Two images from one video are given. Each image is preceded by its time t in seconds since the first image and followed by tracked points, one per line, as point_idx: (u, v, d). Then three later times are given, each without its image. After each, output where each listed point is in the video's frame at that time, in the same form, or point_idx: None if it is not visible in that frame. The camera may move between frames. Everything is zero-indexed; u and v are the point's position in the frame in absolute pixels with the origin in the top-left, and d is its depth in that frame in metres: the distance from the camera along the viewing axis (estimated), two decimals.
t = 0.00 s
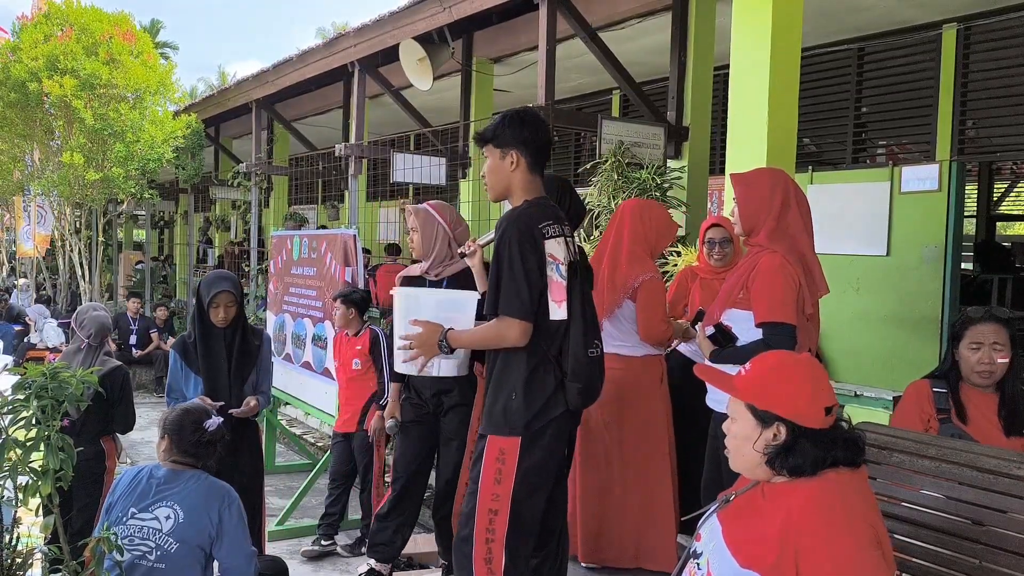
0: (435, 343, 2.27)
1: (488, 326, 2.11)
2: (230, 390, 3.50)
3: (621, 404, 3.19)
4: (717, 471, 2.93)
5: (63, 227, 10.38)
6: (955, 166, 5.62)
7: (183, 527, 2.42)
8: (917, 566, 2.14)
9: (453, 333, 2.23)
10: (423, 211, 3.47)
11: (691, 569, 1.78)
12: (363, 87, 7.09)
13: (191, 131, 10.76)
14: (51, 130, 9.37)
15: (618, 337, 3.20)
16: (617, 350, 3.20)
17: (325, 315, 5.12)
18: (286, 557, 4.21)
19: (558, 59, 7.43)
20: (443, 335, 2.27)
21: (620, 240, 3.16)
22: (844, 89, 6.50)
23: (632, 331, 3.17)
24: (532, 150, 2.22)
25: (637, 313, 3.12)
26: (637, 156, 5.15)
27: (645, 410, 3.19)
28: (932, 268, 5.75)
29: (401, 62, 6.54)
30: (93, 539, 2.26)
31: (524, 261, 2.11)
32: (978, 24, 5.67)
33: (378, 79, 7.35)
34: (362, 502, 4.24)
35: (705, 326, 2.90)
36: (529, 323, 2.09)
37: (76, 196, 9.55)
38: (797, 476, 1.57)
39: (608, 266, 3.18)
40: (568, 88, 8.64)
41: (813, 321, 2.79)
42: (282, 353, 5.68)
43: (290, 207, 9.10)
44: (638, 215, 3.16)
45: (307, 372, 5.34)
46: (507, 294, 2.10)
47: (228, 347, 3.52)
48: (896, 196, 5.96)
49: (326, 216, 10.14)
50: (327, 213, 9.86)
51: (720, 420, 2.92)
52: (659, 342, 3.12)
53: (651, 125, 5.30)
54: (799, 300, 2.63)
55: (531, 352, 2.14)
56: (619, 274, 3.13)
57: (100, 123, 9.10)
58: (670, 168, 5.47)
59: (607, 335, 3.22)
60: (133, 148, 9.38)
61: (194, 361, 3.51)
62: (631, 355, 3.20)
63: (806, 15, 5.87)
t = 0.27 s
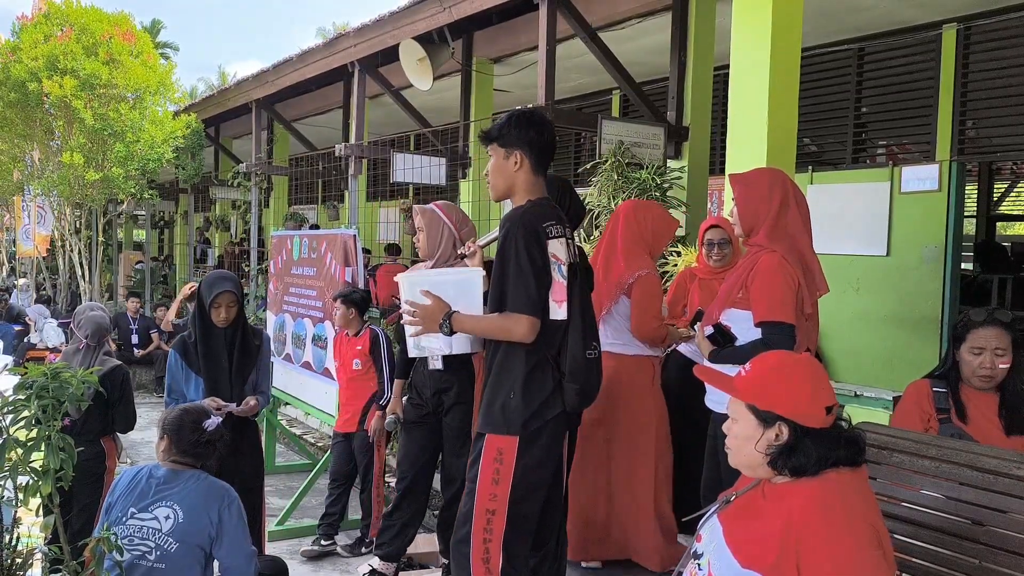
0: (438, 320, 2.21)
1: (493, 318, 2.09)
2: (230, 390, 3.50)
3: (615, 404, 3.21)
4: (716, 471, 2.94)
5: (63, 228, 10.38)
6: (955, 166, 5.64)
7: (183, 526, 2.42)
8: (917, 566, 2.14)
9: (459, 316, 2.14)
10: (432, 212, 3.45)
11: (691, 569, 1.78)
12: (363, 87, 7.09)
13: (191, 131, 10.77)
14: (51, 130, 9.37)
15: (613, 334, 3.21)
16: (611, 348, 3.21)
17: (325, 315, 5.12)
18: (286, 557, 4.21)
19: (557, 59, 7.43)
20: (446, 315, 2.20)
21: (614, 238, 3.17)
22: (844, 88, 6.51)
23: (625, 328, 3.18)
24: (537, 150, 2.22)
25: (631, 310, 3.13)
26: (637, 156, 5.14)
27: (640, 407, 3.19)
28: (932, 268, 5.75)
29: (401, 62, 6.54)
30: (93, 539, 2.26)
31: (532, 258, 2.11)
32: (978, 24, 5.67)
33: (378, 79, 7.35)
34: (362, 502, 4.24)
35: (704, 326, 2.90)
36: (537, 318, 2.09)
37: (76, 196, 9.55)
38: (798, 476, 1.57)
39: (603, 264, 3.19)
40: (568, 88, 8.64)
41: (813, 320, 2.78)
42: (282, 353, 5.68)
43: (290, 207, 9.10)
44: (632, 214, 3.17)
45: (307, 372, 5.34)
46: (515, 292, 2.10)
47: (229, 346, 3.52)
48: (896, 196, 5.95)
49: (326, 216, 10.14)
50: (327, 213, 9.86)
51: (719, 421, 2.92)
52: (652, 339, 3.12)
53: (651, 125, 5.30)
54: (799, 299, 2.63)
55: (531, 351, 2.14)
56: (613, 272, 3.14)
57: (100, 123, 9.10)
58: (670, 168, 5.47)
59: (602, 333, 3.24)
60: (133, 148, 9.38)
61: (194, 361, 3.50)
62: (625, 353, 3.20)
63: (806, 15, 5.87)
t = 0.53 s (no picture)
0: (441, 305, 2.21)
1: (496, 315, 2.10)
2: (233, 390, 3.51)
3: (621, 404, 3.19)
4: (715, 472, 2.94)
5: (63, 228, 10.38)
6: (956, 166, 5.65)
7: (183, 525, 2.42)
8: (917, 566, 2.14)
9: (461, 306, 2.15)
10: (443, 210, 3.44)
11: (692, 569, 1.78)
12: (363, 87, 7.10)
13: (191, 130, 10.77)
14: (51, 130, 9.37)
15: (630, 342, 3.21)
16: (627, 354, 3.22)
17: (325, 315, 5.12)
18: (286, 557, 4.21)
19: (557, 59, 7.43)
20: (449, 303, 2.19)
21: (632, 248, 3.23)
22: (844, 88, 6.51)
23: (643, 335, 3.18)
24: (541, 151, 2.22)
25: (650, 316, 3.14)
26: (637, 155, 5.14)
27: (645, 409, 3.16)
28: (932, 268, 5.75)
29: (401, 62, 6.54)
30: (94, 539, 2.26)
31: (535, 259, 2.11)
32: (978, 25, 5.67)
33: (378, 79, 7.35)
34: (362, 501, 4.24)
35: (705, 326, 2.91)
36: (536, 320, 2.08)
37: (76, 196, 9.55)
38: (798, 476, 1.57)
39: (620, 272, 3.24)
40: (568, 88, 8.64)
41: (813, 320, 2.78)
42: (282, 353, 5.68)
43: (290, 207, 9.10)
44: (648, 222, 3.22)
45: (307, 371, 5.34)
46: (517, 291, 2.10)
47: (230, 346, 3.52)
48: (896, 196, 5.95)
49: (326, 216, 10.14)
50: (327, 213, 9.86)
51: (719, 421, 2.92)
52: (671, 346, 3.12)
53: (651, 124, 5.31)
54: (800, 299, 2.63)
55: (532, 351, 2.14)
56: (630, 279, 3.18)
57: (100, 123, 9.10)
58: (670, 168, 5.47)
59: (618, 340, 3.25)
60: (133, 148, 9.39)
61: (196, 361, 3.47)
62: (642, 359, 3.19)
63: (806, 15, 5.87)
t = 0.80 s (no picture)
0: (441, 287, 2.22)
1: (497, 313, 2.11)
2: (236, 390, 3.52)
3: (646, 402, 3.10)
4: (715, 472, 2.94)
5: (63, 228, 10.38)
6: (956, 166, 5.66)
7: (183, 526, 2.42)
8: (916, 566, 2.15)
9: (459, 292, 2.16)
10: (454, 209, 3.39)
11: (692, 569, 1.78)
12: (363, 87, 7.10)
13: (191, 130, 10.78)
14: (51, 130, 9.37)
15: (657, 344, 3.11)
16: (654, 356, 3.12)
17: (325, 315, 5.12)
18: (286, 557, 4.21)
19: (558, 59, 7.43)
20: (448, 284, 2.20)
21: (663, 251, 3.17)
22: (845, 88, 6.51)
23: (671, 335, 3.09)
24: (543, 151, 2.22)
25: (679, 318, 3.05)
26: (637, 155, 5.14)
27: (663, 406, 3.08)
28: (932, 268, 5.75)
29: (401, 62, 6.54)
30: (94, 539, 2.26)
31: (536, 259, 2.10)
32: (977, 25, 5.67)
33: (378, 79, 7.35)
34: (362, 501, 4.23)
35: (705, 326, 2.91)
36: (533, 322, 2.08)
37: (76, 195, 9.56)
38: (798, 477, 1.58)
39: (648, 275, 3.18)
40: (568, 88, 8.64)
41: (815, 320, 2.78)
42: (282, 353, 5.67)
43: (290, 207, 9.10)
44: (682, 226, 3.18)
45: (307, 371, 5.34)
46: (516, 291, 2.09)
47: (232, 346, 3.53)
48: (896, 196, 5.95)
49: (326, 216, 10.14)
50: (327, 213, 9.86)
51: (719, 422, 2.92)
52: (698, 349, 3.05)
53: (651, 125, 5.31)
54: (801, 300, 2.63)
55: (534, 352, 2.14)
56: (657, 280, 3.12)
57: (100, 123, 9.11)
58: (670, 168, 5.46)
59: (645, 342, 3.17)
60: (133, 148, 9.39)
61: (198, 361, 3.45)
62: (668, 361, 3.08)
63: (806, 15, 5.87)
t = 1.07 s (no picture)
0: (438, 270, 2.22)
1: (492, 310, 2.11)
2: (238, 389, 3.53)
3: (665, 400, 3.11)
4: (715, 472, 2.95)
5: (62, 228, 10.38)
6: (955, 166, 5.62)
7: (183, 525, 2.42)
8: (917, 566, 2.15)
9: (455, 279, 2.17)
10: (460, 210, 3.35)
11: (692, 569, 1.78)
12: (363, 87, 7.10)
13: (191, 130, 10.78)
14: (51, 130, 9.36)
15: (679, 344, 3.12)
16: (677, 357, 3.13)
17: (325, 315, 5.12)
18: (286, 558, 4.21)
19: (558, 59, 7.43)
20: (444, 269, 2.21)
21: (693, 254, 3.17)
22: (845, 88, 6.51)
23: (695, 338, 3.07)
24: (548, 152, 2.22)
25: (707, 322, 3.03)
26: (637, 155, 5.14)
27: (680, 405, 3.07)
28: (932, 268, 5.74)
29: (401, 62, 6.53)
30: (94, 539, 2.25)
31: (535, 259, 2.10)
32: (978, 25, 5.67)
33: (378, 79, 7.35)
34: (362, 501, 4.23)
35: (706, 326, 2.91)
36: (524, 324, 2.09)
37: (76, 196, 9.56)
38: (799, 477, 1.58)
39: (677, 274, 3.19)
40: (568, 88, 8.64)
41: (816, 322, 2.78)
42: (282, 353, 5.67)
43: (290, 206, 9.10)
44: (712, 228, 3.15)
45: (307, 371, 5.34)
46: (514, 290, 2.09)
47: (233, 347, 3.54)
48: (896, 196, 5.95)
49: (326, 216, 10.14)
50: (327, 213, 9.86)
51: (719, 422, 2.92)
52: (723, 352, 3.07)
53: (651, 125, 5.31)
54: (802, 300, 2.63)
55: (536, 352, 2.14)
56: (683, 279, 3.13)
57: (100, 123, 9.11)
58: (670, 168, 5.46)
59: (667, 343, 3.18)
60: (133, 148, 9.38)
61: (200, 361, 3.44)
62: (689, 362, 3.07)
63: (806, 15, 5.86)
